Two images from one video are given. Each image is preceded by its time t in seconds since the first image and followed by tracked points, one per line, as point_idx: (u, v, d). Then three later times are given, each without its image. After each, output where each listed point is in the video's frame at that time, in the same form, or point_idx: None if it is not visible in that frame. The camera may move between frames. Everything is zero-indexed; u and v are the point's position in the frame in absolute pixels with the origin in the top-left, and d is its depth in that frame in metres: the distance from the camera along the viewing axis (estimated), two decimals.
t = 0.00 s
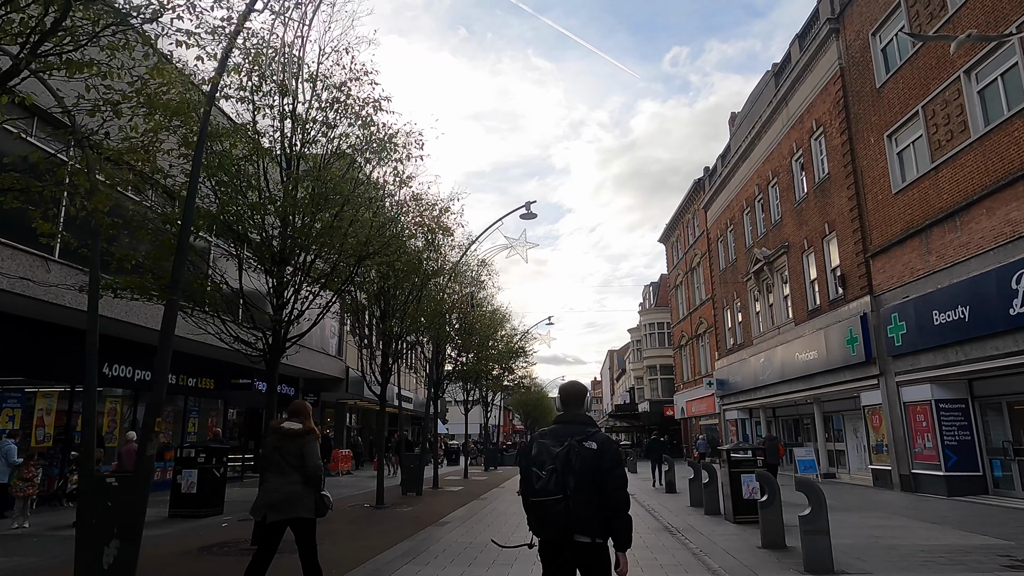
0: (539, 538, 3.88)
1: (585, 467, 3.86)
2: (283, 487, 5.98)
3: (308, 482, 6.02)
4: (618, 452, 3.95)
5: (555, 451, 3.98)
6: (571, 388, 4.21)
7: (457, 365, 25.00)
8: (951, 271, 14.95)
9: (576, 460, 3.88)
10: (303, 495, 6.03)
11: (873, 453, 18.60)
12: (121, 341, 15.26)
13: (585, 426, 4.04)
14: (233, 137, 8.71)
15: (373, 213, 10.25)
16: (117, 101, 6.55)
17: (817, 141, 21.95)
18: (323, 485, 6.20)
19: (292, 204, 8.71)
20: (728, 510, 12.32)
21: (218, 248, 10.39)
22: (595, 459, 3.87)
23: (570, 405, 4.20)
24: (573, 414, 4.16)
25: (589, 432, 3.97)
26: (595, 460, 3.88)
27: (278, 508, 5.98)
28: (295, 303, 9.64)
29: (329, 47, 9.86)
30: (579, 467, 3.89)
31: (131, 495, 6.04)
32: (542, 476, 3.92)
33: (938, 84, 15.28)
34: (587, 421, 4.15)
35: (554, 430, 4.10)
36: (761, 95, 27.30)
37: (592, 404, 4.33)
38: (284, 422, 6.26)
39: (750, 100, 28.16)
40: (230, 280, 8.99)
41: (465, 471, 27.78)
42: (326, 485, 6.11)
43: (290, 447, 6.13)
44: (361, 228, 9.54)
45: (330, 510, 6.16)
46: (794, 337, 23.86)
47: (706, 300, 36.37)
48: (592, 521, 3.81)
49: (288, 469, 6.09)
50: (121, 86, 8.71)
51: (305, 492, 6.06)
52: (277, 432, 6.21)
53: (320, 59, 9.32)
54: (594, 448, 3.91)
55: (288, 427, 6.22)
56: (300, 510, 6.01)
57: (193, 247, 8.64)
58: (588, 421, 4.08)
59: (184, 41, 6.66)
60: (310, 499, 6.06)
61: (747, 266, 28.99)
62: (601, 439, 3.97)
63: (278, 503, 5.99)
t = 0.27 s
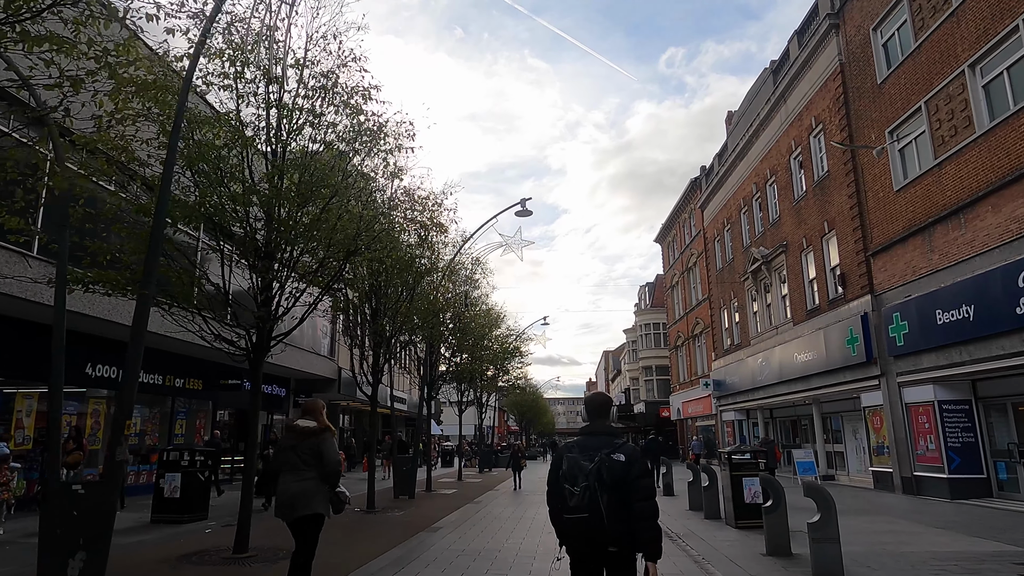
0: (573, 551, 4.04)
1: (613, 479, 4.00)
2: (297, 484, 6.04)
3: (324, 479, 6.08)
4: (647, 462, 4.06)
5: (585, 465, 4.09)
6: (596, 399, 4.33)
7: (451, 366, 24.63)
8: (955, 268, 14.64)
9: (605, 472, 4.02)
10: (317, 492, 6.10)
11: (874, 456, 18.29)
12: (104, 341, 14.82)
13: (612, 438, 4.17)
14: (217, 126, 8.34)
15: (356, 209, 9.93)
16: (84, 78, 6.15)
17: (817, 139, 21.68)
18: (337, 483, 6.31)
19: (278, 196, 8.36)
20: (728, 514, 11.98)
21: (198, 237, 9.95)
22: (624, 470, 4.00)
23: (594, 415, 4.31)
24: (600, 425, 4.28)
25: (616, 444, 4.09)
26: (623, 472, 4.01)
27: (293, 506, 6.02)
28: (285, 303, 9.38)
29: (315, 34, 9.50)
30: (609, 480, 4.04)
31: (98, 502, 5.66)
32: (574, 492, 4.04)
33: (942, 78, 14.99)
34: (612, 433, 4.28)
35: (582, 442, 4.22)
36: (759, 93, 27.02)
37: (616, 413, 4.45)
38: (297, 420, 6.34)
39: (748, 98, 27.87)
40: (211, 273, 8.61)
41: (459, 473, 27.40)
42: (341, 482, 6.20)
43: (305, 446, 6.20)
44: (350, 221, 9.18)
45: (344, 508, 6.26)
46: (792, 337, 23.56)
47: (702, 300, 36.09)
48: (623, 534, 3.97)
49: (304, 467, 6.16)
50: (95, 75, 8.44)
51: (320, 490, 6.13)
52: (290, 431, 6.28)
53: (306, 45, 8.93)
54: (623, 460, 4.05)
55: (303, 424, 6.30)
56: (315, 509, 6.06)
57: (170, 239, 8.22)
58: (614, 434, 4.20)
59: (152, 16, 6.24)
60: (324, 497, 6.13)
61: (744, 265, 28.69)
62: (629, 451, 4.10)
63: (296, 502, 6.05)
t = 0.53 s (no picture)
0: (598, 537, 4.22)
1: (637, 467, 4.26)
2: (306, 489, 6.22)
3: (332, 485, 6.26)
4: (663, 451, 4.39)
5: (608, 455, 4.33)
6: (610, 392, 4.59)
7: (446, 366, 24.29)
8: (958, 265, 14.39)
9: (628, 462, 4.26)
10: (325, 497, 6.25)
11: (874, 456, 18.04)
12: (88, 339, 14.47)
13: (629, 427, 4.45)
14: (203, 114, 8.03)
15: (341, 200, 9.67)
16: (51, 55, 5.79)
17: (816, 136, 21.47)
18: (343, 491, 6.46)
19: (265, 186, 8.09)
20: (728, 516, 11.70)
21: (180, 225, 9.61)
22: (645, 459, 4.30)
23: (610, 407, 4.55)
24: (616, 417, 4.54)
25: (636, 435, 4.39)
26: (643, 459, 4.28)
27: (301, 509, 6.18)
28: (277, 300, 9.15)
29: (304, 19, 9.16)
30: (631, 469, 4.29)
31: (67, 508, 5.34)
32: (598, 479, 4.26)
33: (944, 73, 14.76)
34: (628, 422, 4.57)
35: (601, 433, 4.46)
36: (757, 90, 26.79)
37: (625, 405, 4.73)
38: (309, 425, 6.54)
39: (746, 96, 27.63)
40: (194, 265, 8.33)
41: (454, 473, 27.06)
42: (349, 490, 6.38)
43: (315, 451, 6.40)
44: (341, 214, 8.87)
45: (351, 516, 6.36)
46: (791, 337, 23.33)
47: (699, 300, 35.85)
48: (646, 519, 4.24)
49: (314, 472, 6.35)
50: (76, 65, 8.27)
51: (329, 497, 6.28)
52: (301, 436, 6.48)
53: (295, 31, 8.61)
54: (642, 449, 4.31)
55: (313, 430, 6.48)
56: (323, 514, 6.22)
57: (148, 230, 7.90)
58: (630, 423, 4.49)
59: None
60: (331, 503, 6.28)
61: (742, 264, 28.45)
62: (646, 441, 4.37)
63: (303, 505, 6.20)
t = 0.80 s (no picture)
0: (619, 553, 4.21)
1: (654, 481, 4.30)
2: (317, 486, 6.28)
3: (340, 480, 6.33)
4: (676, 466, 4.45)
5: (625, 470, 4.34)
6: (624, 406, 4.59)
7: (440, 365, 23.92)
8: (963, 262, 14.12)
9: (645, 476, 4.30)
10: (336, 493, 6.33)
11: (874, 456, 17.78)
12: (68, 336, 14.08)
13: (643, 442, 4.51)
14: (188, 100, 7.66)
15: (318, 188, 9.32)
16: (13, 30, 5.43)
17: (815, 132, 21.18)
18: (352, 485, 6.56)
19: (248, 175, 7.74)
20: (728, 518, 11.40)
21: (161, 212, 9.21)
22: (661, 473, 4.35)
23: (625, 421, 4.56)
24: (630, 430, 4.55)
25: (653, 450, 4.43)
26: (659, 473, 4.35)
27: (314, 508, 6.23)
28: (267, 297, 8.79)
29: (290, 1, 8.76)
30: (646, 483, 4.32)
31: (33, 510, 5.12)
32: (619, 495, 4.26)
33: (948, 66, 14.49)
34: (641, 436, 4.61)
35: (618, 447, 4.48)
36: (755, 86, 26.50)
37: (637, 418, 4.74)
38: (316, 422, 6.64)
39: (743, 92, 27.32)
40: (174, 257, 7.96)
41: (448, 474, 26.70)
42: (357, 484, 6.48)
43: (322, 447, 6.50)
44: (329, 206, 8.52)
45: (363, 508, 6.49)
46: (789, 335, 23.06)
47: (696, 298, 35.57)
48: (662, 532, 4.26)
49: (322, 469, 6.42)
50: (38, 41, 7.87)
51: (339, 492, 6.37)
52: (310, 433, 6.58)
53: (280, 14, 8.24)
54: (657, 463, 4.38)
55: (321, 426, 6.59)
56: (336, 510, 6.30)
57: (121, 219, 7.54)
58: (645, 437, 4.54)
59: None
60: (342, 498, 6.37)
61: (739, 262, 28.18)
62: (660, 455, 4.44)
63: (315, 503, 6.26)
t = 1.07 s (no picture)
0: (624, 532, 3.99)
1: (663, 462, 4.07)
2: (332, 488, 5.99)
3: (356, 482, 6.03)
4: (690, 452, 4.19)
5: (633, 450, 4.13)
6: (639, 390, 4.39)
7: (435, 362, 23.58)
8: (968, 255, 13.83)
9: (654, 456, 4.08)
10: (351, 495, 6.03)
11: (876, 454, 17.49)
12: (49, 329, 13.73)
13: (655, 425, 4.27)
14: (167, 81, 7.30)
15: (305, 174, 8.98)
16: None
17: (815, 125, 20.89)
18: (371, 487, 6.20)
19: (230, 158, 7.41)
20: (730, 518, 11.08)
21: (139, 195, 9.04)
22: (671, 456, 4.11)
23: (639, 404, 4.34)
24: (643, 415, 4.34)
25: (664, 431, 4.20)
26: (669, 457, 4.10)
27: (328, 511, 5.95)
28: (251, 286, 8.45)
29: None
30: (655, 465, 4.09)
31: None
32: (625, 473, 4.06)
33: (952, 55, 14.21)
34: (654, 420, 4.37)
35: (628, 428, 4.27)
36: (754, 80, 26.21)
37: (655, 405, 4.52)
38: (330, 423, 6.36)
39: (742, 86, 27.01)
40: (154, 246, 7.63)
41: (443, 473, 26.34)
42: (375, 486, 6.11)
43: (337, 449, 6.22)
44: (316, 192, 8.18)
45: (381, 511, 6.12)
46: (789, 332, 22.77)
47: (693, 296, 35.29)
48: (669, 514, 4.00)
49: (337, 471, 6.14)
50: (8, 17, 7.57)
51: (354, 494, 6.05)
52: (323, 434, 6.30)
53: None
54: (668, 447, 4.13)
55: (334, 428, 6.30)
56: (352, 513, 5.99)
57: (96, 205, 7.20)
58: (657, 421, 4.30)
59: None
60: (359, 500, 6.05)
61: (738, 258, 27.90)
62: (673, 439, 4.20)
63: (329, 505, 5.96)
